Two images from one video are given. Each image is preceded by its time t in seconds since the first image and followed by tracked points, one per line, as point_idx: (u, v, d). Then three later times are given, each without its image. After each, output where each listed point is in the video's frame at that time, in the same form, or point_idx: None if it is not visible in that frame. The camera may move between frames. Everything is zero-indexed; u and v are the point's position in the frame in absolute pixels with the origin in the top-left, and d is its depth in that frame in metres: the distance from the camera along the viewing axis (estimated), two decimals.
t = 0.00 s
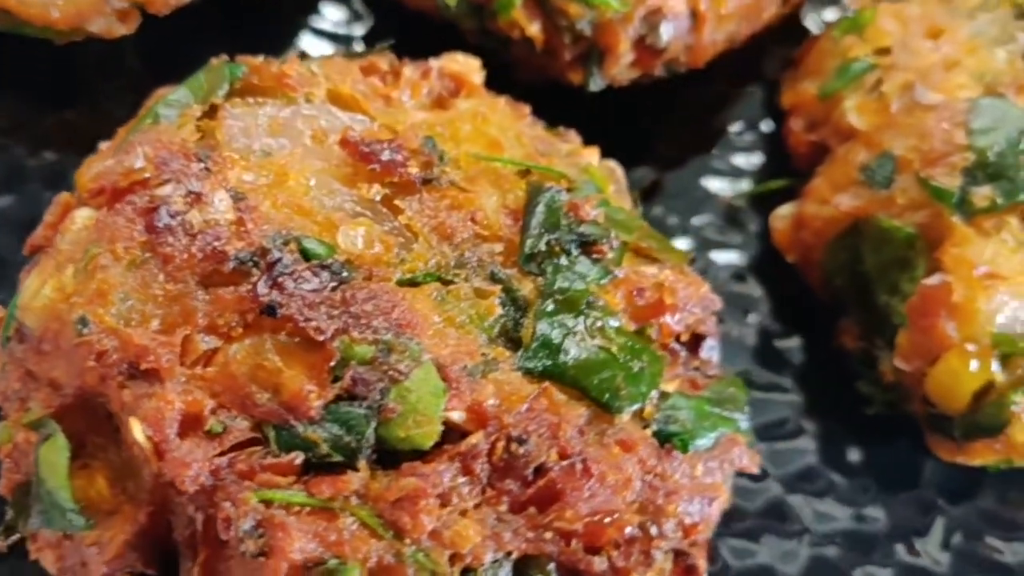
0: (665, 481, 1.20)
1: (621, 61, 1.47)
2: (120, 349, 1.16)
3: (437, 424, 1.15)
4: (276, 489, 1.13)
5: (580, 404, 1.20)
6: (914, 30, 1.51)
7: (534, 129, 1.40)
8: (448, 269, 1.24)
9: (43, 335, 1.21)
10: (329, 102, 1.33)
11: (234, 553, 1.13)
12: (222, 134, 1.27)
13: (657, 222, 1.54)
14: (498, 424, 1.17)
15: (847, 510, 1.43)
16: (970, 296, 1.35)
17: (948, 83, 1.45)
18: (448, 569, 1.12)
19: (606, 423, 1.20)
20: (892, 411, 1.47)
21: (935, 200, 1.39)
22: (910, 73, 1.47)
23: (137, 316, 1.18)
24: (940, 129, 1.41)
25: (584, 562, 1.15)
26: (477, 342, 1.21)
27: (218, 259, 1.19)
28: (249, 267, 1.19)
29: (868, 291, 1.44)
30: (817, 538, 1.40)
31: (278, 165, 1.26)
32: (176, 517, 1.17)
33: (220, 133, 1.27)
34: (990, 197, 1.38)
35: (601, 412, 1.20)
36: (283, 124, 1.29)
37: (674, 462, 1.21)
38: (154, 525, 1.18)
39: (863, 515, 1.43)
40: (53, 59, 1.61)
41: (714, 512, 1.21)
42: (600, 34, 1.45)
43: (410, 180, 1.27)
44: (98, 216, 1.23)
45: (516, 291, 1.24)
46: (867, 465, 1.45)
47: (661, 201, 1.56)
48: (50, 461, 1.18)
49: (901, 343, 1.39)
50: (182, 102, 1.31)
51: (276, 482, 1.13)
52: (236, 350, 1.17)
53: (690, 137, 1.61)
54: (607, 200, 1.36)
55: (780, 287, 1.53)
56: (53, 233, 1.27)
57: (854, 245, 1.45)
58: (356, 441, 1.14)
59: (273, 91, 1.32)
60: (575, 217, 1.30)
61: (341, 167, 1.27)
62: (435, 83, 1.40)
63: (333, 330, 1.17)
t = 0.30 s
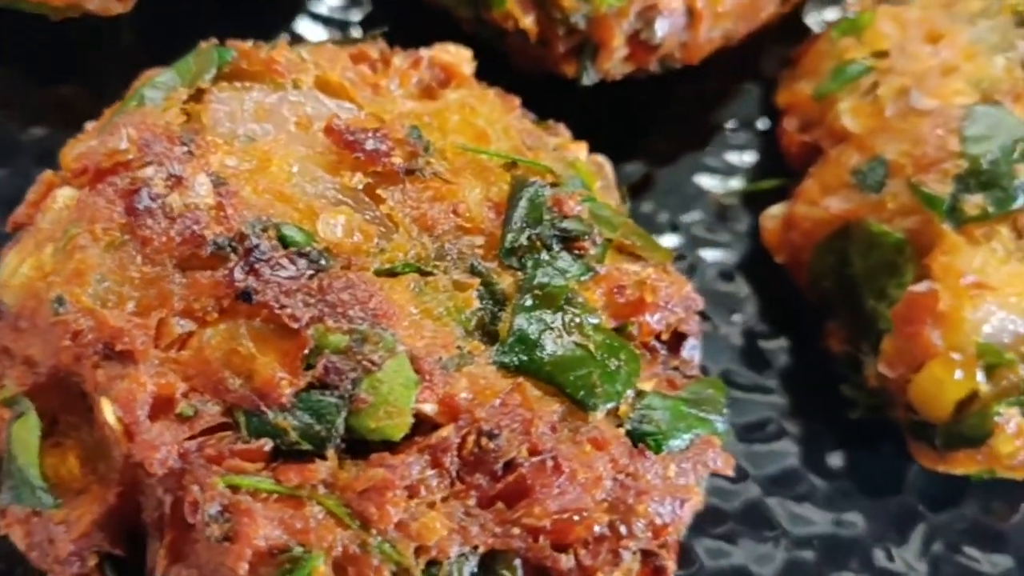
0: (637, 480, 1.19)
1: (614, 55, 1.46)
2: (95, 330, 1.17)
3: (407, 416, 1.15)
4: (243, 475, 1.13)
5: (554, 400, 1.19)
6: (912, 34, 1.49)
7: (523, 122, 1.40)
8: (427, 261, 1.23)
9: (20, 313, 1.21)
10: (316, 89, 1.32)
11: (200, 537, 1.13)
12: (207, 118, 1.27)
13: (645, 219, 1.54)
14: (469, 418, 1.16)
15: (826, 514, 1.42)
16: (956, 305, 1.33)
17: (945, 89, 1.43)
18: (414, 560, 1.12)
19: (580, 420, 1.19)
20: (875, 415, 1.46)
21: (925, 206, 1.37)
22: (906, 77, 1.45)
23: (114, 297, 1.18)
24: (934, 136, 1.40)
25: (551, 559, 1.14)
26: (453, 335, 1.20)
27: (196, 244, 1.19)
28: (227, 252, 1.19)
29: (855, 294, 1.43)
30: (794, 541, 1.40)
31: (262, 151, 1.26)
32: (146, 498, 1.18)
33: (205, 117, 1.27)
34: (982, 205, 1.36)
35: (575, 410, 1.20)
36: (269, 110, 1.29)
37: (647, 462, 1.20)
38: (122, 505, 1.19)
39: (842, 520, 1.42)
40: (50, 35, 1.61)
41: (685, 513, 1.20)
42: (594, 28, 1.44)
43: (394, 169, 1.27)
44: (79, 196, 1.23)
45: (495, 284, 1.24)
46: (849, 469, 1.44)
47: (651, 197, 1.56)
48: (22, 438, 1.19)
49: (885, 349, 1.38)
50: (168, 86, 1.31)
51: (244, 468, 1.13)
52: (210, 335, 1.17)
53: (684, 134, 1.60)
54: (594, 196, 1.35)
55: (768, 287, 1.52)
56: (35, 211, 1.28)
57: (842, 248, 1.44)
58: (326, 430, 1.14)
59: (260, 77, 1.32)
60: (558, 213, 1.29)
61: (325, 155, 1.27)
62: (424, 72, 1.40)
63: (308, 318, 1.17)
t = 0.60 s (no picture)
0: (598, 470, 1.18)
1: (604, 45, 1.45)
2: (62, 298, 1.17)
3: (369, 396, 1.15)
4: (202, 447, 1.13)
5: (519, 387, 1.19)
6: (909, 35, 1.47)
7: (507, 108, 1.39)
8: (399, 241, 1.22)
9: None
10: (298, 67, 1.32)
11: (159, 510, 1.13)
12: (187, 92, 1.27)
13: (629, 213, 1.55)
14: (432, 400, 1.16)
15: (796, 517, 1.41)
16: (935, 309, 1.31)
17: (937, 91, 1.41)
18: (368, 540, 1.11)
19: (544, 407, 1.19)
20: (850, 417, 1.45)
21: (911, 209, 1.35)
22: (898, 78, 1.43)
23: (83, 266, 1.18)
24: (923, 138, 1.37)
25: (507, 544, 1.13)
26: (421, 317, 1.19)
27: (166, 216, 1.19)
28: (197, 225, 1.19)
29: (836, 293, 1.41)
30: (762, 543, 1.39)
31: (239, 125, 1.25)
32: (107, 469, 1.18)
33: (185, 91, 1.28)
34: (968, 210, 1.33)
35: (539, 397, 1.19)
36: (249, 86, 1.28)
37: (609, 452, 1.19)
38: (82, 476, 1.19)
39: (813, 524, 1.41)
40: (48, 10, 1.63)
41: (646, 506, 1.19)
42: (584, 17, 1.43)
43: (371, 149, 1.26)
44: (54, 164, 1.24)
45: (466, 269, 1.23)
46: (823, 473, 1.43)
47: (638, 189, 1.57)
48: None
49: (863, 352, 1.36)
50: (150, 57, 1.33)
51: (202, 440, 1.13)
52: (177, 308, 1.17)
53: (674, 128, 1.62)
54: (574, 185, 1.34)
55: (750, 287, 1.53)
56: (10, 178, 1.28)
57: (826, 248, 1.42)
58: (287, 406, 1.14)
59: (242, 52, 1.32)
60: (535, 200, 1.28)
61: (304, 132, 1.26)
62: (410, 55, 1.40)
63: (274, 294, 1.16)
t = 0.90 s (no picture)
0: (565, 458, 1.17)
1: (593, 34, 1.44)
2: (35, 268, 1.17)
3: (337, 375, 1.14)
4: (167, 421, 1.12)
5: (489, 373, 1.18)
6: (903, 32, 1.45)
7: (492, 95, 1.38)
8: (374, 223, 1.22)
9: None
10: (283, 46, 1.32)
11: (123, 483, 1.13)
12: (169, 67, 1.27)
13: (614, 206, 1.54)
14: (400, 381, 1.15)
15: (771, 517, 1.41)
16: (916, 309, 1.29)
17: (928, 88, 1.39)
18: (331, 520, 1.11)
19: (513, 394, 1.18)
20: (830, 419, 1.44)
21: (897, 207, 1.33)
22: (889, 75, 1.41)
23: (57, 237, 1.18)
24: (912, 135, 1.35)
25: (470, 529, 1.13)
26: (394, 298, 1.18)
27: (141, 189, 1.19)
28: (173, 198, 1.18)
29: (819, 290, 1.39)
30: (735, 543, 1.39)
31: (218, 102, 1.25)
32: (75, 441, 1.19)
33: (168, 66, 1.28)
34: (954, 209, 1.32)
35: (510, 382, 1.18)
36: (232, 63, 1.28)
37: (577, 440, 1.18)
38: (51, 447, 1.20)
39: (787, 525, 1.41)
40: None
41: (614, 497, 1.18)
42: (574, 5, 1.42)
43: (350, 130, 1.26)
44: (33, 135, 1.24)
45: (441, 253, 1.22)
46: (798, 474, 1.43)
47: (625, 183, 1.56)
48: None
49: (844, 351, 1.34)
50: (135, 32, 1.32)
51: (168, 415, 1.12)
52: (149, 281, 1.16)
53: (663, 122, 1.61)
54: (556, 173, 1.33)
55: (735, 285, 1.53)
56: None
57: (810, 246, 1.40)
58: (254, 382, 1.13)
59: (227, 30, 1.32)
60: (514, 185, 1.27)
61: (285, 111, 1.26)
62: (396, 38, 1.40)
63: (245, 270, 1.16)
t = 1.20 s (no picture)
0: (519, 441, 1.16)
1: (576, 19, 1.43)
2: None
3: (292, 348, 1.12)
4: (120, 387, 1.11)
5: (448, 353, 1.16)
6: (891, 28, 1.42)
7: (470, 76, 1.37)
8: (340, 198, 1.21)
9: None
10: (259, 18, 1.31)
11: (75, 448, 1.13)
12: (143, 35, 1.27)
13: (593, 197, 1.53)
14: (356, 357, 1.13)
15: (735, 514, 1.40)
16: (888, 307, 1.27)
17: (912, 85, 1.36)
18: (280, 494, 1.10)
19: (471, 375, 1.17)
20: (799, 418, 1.42)
21: (874, 203, 1.31)
22: (875, 70, 1.39)
23: (21, 200, 1.18)
24: (893, 131, 1.33)
25: (419, 507, 1.12)
26: (354, 274, 1.17)
27: (107, 154, 1.18)
28: (138, 165, 1.18)
29: (791, 286, 1.38)
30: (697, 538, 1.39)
31: (189, 71, 1.24)
32: (32, 406, 1.18)
33: (141, 35, 1.27)
34: (931, 207, 1.29)
35: (468, 363, 1.17)
36: (206, 34, 1.27)
37: (533, 424, 1.17)
38: (10, 410, 1.20)
39: (752, 522, 1.40)
40: None
41: (568, 482, 1.17)
42: None
43: (321, 103, 1.25)
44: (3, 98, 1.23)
45: (406, 230, 1.21)
46: (765, 472, 1.42)
47: (604, 172, 1.55)
48: None
49: (815, 348, 1.33)
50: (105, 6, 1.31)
51: (121, 381, 1.12)
52: (110, 247, 1.16)
53: (646, 112, 1.59)
54: (529, 156, 1.32)
55: (712, 279, 1.51)
56: None
57: (785, 240, 1.39)
58: (208, 351, 1.12)
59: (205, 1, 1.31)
60: (484, 165, 1.26)
61: (256, 83, 1.25)
62: (376, 15, 1.38)
63: (206, 240, 1.15)
